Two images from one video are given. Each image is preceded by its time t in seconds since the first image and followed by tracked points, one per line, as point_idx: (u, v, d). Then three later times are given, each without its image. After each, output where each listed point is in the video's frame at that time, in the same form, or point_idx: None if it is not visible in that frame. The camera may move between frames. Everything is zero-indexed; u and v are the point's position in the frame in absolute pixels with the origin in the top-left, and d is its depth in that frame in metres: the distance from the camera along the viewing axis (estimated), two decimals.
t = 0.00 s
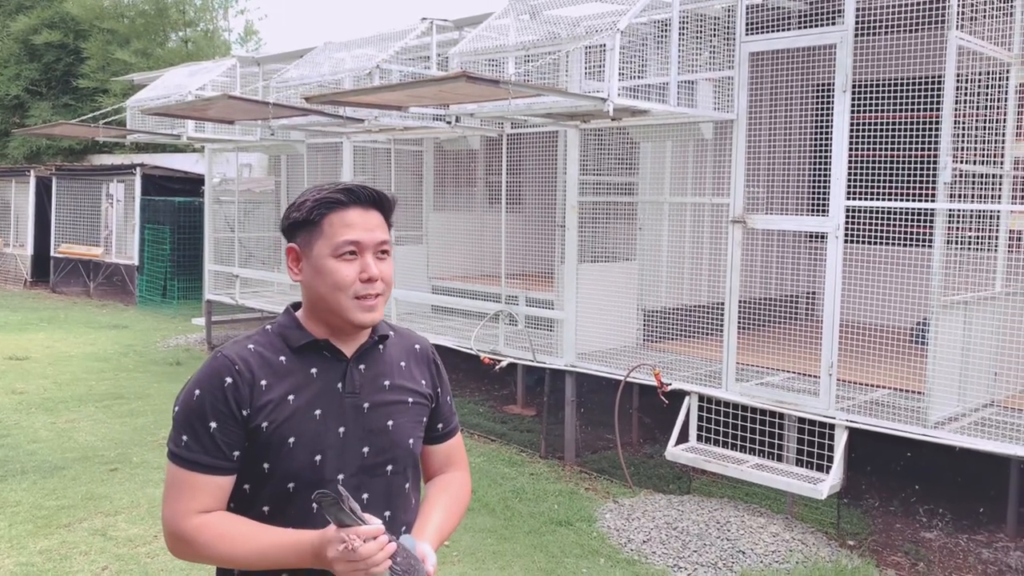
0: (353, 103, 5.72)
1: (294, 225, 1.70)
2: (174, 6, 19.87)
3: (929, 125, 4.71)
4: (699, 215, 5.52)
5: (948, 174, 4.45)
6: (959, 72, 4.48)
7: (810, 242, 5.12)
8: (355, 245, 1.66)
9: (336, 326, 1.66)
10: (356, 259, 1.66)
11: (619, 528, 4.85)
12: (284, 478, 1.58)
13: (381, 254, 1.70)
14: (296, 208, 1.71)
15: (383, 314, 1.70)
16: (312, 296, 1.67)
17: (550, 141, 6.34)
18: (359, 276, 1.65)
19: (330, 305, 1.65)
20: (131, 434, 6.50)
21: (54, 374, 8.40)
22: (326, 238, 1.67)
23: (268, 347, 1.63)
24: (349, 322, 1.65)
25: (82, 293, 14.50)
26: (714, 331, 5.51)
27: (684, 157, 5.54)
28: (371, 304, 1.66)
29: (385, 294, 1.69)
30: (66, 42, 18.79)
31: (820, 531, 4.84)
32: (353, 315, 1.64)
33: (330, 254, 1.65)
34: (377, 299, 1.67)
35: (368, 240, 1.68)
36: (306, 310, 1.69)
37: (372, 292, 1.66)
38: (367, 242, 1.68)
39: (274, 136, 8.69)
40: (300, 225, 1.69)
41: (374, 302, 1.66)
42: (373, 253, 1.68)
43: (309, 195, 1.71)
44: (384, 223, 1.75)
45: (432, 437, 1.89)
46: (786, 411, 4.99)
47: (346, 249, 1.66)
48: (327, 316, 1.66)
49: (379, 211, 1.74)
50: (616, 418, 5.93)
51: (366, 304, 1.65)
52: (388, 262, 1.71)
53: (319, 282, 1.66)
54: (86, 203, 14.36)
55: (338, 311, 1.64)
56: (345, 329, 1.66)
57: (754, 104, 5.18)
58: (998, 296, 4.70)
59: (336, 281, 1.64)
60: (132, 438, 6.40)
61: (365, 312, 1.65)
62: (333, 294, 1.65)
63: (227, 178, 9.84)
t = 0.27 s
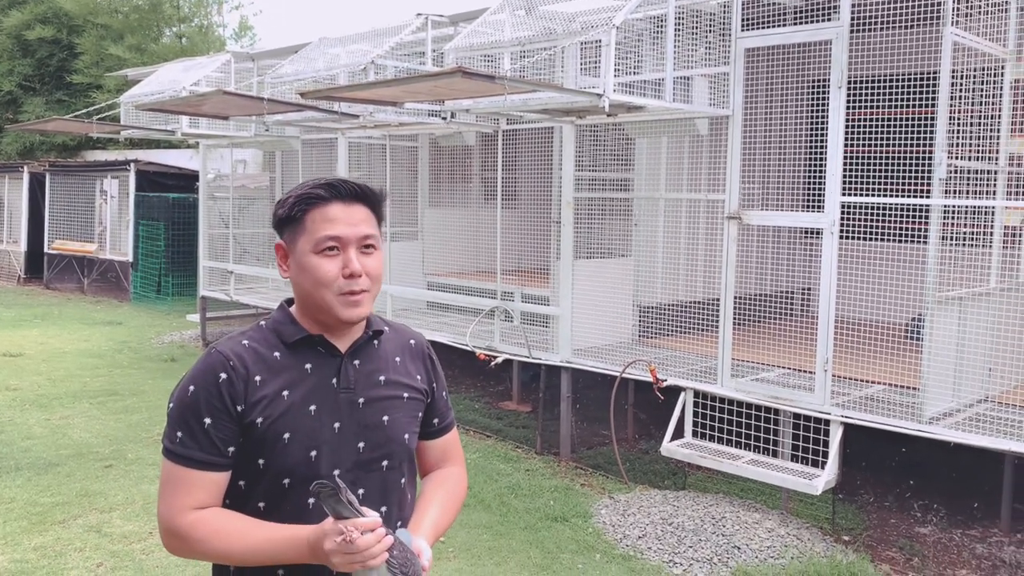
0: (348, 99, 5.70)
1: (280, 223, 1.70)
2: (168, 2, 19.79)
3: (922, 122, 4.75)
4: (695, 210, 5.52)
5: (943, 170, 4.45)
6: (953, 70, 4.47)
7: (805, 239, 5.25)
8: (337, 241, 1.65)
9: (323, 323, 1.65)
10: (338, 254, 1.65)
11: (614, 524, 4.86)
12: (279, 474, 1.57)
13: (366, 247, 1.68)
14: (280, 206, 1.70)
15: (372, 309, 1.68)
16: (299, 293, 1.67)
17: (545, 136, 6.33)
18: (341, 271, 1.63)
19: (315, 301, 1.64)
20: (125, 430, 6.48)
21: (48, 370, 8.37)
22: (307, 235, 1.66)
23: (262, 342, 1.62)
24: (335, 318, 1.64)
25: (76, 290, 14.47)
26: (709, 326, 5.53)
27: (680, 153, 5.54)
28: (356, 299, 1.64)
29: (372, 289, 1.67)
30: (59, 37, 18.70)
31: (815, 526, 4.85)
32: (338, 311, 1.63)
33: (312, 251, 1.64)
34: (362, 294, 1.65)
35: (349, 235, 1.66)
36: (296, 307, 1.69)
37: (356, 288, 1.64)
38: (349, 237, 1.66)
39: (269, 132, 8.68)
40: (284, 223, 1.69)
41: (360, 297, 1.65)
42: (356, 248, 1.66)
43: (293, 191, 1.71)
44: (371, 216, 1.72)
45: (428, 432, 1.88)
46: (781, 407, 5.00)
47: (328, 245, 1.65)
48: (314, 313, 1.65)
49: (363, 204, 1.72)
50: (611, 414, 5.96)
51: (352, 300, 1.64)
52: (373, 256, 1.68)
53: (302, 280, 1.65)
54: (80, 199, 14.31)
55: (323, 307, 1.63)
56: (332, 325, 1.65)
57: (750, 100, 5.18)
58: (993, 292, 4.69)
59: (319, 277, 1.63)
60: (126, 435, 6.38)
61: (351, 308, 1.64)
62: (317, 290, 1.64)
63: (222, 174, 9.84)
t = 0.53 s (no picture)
0: (346, 95, 5.69)
1: (267, 222, 1.73)
2: None
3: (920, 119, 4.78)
4: (692, 208, 5.60)
5: (940, 167, 4.46)
6: (952, 66, 4.47)
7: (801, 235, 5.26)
8: (316, 236, 1.65)
9: (309, 319, 1.66)
10: (318, 249, 1.65)
11: (612, 520, 4.87)
12: (277, 468, 1.57)
13: (348, 240, 1.67)
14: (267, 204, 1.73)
15: (358, 303, 1.67)
16: (287, 289, 1.68)
17: (542, 133, 6.32)
18: (320, 267, 1.64)
19: (299, 297, 1.66)
20: (122, 427, 6.47)
21: (45, 367, 8.36)
22: (288, 231, 1.67)
23: (260, 337, 1.62)
24: (319, 314, 1.64)
25: (72, 286, 14.45)
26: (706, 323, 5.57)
27: (677, 149, 5.54)
28: (337, 293, 1.64)
29: (355, 283, 1.66)
30: (55, 32, 18.65)
31: (812, 522, 4.86)
32: (320, 307, 1.63)
33: (292, 247, 1.65)
34: (344, 288, 1.65)
35: (327, 229, 1.66)
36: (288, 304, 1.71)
37: (337, 282, 1.64)
38: (328, 232, 1.66)
39: (266, 128, 8.66)
40: (271, 221, 1.71)
41: (343, 291, 1.65)
42: (336, 242, 1.66)
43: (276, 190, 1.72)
44: (354, 209, 1.71)
45: (427, 429, 1.88)
46: (778, 403, 5.01)
47: (307, 241, 1.65)
48: (299, 309, 1.66)
49: (344, 197, 1.71)
50: (608, 410, 5.97)
51: (335, 295, 1.64)
52: (355, 248, 1.68)
53: (286, 276, 1.67)
54: (76, 195, 14.27)
55: (306, 303, 1.65)
56: (318, 320, 1.66)
57: (747, 96, 5.15)
58: (990, 288, 4.70)
59: (300, 274, 1.64)
60: (123, 431, 6.37)
61: (333, 302, 1.64)
62: (300, 286, 1.65)
63: (218, 170, 9.79)
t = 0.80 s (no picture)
0: (346, 91, 5.69)
1: (264, 218, 1.73)
2: None
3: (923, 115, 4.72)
4: (693, 203, 5.49)
5: (942, 164, 4.46)
6: (953, 62, 4.49)
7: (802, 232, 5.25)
8: (310, 231, 1.65)
9: (306, 314, 1.66)
10: (311, 244, 1.65)
11: (612, 517, 4.87)
12: (277, 465, 1.56)
13: (342, 235, 1.67)
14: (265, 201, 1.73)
15: (354, 297, 1.67)
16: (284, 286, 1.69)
17: (543, 130, 6.31)
18: (314, 262, 1.63)
19: (295, 293, 1.65)
20: (123, 423, 6.47)
21: (45, 363, 8.36)
22: (283, 227, 1.67)
23: (260, 333, 1.62)
24: (314, 309, 1.64)
25: (72, 283, 14.44)
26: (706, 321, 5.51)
27: (678, 145, 5.53)
28: (332, 288, 1.64)
29: (350, 277, 1.65)
30: (55, 28, 18.62)
31: (812, 519, 4.86)
32: (315, 302, 1.63)
33: (286, 243, 1.65)
34: (339, 283, 1.64)
35: (321, 224, 1.65)
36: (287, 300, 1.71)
37: (331, 277, 1.63)
38: (322, 226, 1.65)
39: (266, 124, 8.65)
40: (268, 217, 1.71)
41: (337, 286, 1.64)
42: (330, 236, 1.65)
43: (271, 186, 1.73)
44: (349, 203, 1.70)
45: (429, 426, 1.87)
46: (778, 399, 5.00)
47: (300, 236, 1.65)
48: (296, 305, 1.66)
49: (338, 191, 1.70)
50: (609, 407, 5.95)
51: (329, 290, 1.63)
52: (349, 243, 1.67)
53: (282, 272, 1.67)
54: (76, 191, 14.26)
55: (302, 299, 1.64)
56: (315, 316, 1.65)
57: (748, 94, 5.16)
58: (991, 286, 4.70)
59: (295, 269, 1.64)
60: (123, 428, 6.37)
61: (327, 297, 1.63)
62: (295, 282, 1.65)
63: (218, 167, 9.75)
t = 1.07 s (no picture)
0: (349, 88, 5.68)
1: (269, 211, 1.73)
2: None
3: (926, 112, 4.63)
4: (696, 200, 5.50)
5: (945, 162, 4.43)
6: (957, 61, 4.48)
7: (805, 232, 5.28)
8: (314, 225, 1.64)
9: (308, 309, 1.66)
10: (315, 238, 1.64)
11: (613, 515, 4.87)
12: (280, 462, 1.57)
13: (346, 230, 1.67)
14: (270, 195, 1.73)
15: (357, 292, 1.66)
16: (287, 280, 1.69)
17: (545, 127, 6.30)
18: (318, 255, 1.63)
19: (298, 287, 1.65)
20: (124, 419, 6.48)
21: (47, 359, 8.37)
22: (287, 221, 1.67)
23: (263, 329, 1.62)
24: (316, 303, 1.64)
25: (75, 279, 14.45)
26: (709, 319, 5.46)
27: (682, 142, 5.52)
28: (335, 283, 1.63)
29: (353, 272, 1.65)
30: (58, 25, 18.62)
31: (814, 518, 4.86)
32: (317, 295, 1.63)
33: (290, 237, 1.65)
34: (342, 278, 1.64)
35: (326, 218, 1.65)
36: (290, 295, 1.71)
37: (334, 272, 1.63)
38: (326, 220, 1.65)
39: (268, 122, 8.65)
40: (274, 211, 1.72)
41: (339, 280, 1.64)
42: (334, 231, 1.65)
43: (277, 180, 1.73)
44: (354, 198, 1.70)
45: (431, 424, 1.87)
46: (780, 398, 5.02)
47: (305, 230, 1.65)
48: (299, 300, 1.66)
49: (343, 186, 1.70)
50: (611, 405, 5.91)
51: (332, 284, 1.63)
52: (353, 238, 1.67)
53: (285, 267, 1.67)
54: (79, 187, 14.27)
55: (305, 293, 1.64)
56: (316, 312, 1.65)
57: (751, 91, 5.14)
58: (994, 284, 4.71)
59: (298, 262, 1.64)
60: (125, 424, 6.37)
61: (330, 292, 1.63)
62: (298, 276, 1.65)
63: (220, 163, 9.78)
